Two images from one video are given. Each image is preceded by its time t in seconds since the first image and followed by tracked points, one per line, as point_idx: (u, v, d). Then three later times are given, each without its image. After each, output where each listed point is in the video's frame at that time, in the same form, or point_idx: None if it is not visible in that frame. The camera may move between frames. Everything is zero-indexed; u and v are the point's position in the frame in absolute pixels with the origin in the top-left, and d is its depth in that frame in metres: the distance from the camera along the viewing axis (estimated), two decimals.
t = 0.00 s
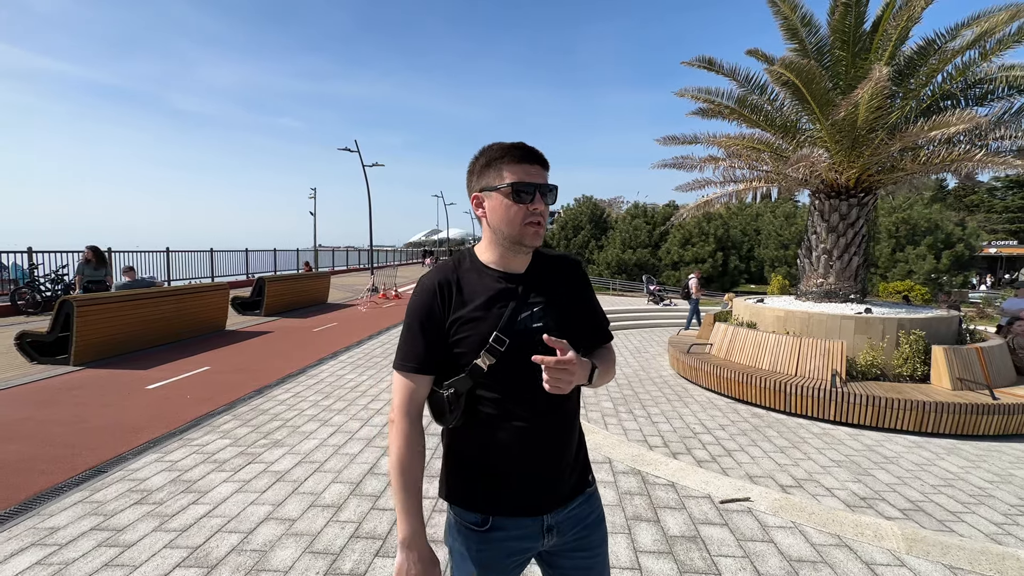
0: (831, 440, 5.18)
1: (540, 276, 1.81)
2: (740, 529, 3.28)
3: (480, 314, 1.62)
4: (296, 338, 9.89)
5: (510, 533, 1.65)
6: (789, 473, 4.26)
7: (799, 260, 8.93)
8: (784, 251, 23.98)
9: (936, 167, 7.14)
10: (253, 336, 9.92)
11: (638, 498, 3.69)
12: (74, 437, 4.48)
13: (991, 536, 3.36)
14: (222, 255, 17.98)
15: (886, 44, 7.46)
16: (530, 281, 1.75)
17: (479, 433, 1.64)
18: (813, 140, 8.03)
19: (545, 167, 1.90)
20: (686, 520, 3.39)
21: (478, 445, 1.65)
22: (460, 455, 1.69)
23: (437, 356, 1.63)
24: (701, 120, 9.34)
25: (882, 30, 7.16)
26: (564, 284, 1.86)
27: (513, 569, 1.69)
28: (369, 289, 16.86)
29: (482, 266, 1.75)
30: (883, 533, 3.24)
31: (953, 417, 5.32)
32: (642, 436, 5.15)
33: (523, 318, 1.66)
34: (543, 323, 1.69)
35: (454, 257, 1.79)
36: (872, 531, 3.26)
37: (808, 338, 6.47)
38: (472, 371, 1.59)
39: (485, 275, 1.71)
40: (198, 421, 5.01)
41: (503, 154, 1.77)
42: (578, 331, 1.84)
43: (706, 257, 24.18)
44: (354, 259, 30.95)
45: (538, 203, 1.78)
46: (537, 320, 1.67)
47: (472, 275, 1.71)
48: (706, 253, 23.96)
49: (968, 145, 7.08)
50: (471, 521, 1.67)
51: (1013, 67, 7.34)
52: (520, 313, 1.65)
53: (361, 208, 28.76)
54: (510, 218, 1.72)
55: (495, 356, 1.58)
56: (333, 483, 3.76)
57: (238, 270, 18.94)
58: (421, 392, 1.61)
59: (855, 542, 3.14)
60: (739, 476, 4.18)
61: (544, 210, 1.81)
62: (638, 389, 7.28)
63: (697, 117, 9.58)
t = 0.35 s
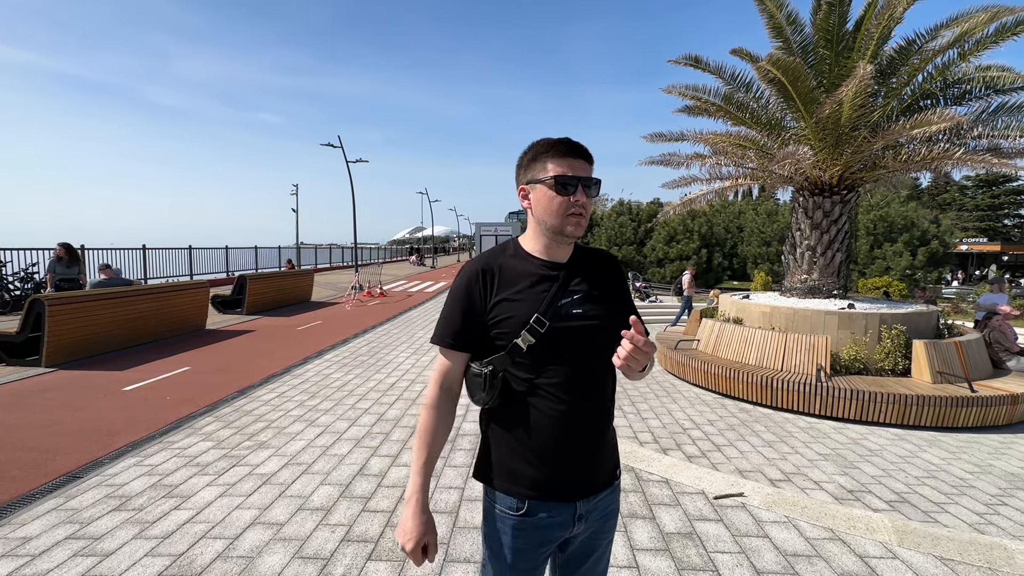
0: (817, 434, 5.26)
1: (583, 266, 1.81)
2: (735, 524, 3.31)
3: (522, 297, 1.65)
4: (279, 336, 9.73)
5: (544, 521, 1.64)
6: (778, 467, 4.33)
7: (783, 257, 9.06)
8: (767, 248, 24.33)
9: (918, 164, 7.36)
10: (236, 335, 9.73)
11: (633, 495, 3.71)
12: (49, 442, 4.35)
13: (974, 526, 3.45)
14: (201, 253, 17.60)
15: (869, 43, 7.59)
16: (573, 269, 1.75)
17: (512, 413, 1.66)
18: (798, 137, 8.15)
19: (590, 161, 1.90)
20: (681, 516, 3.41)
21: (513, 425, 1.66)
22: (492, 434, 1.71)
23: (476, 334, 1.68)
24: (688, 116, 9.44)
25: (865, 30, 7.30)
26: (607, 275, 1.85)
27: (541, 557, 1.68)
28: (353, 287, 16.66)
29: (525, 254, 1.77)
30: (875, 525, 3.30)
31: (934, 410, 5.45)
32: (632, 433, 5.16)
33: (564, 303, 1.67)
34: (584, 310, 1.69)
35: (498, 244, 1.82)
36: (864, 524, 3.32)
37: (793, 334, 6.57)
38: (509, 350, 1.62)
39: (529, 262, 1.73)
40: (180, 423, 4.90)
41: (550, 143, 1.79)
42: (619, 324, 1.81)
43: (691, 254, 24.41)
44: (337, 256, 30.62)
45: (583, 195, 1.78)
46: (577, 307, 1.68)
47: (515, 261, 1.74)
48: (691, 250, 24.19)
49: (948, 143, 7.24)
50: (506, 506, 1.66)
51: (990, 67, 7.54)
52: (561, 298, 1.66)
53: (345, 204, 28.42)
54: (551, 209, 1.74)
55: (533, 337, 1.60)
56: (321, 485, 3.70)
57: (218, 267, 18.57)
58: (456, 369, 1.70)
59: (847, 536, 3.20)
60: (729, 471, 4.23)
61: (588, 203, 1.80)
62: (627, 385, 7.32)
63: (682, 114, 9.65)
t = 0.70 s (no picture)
0: (805, 429, 5.33)
1: (606, 262, 1.79)
2: (727, 521, 3.34)
3: (546, 288, 1.63)
4: (266, 335, 9.60)
5: (553, 506, 1.64)
6: (768, 462, 4.37)
7: (771, 254, 9.15)
8: (753, 246, 24.56)
9: (902, 162, 7.49)
10: (221, 334, 9.59)
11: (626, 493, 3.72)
12: (26, 446, 4.24)
13: (960, 518, 3.52)
14: (184, 251, 17.31)
15: (855, 41, 7.68)
16: (597, 266, 1.74)
17: (529, 402, 1.66)
18: (785, 135, 8.22)
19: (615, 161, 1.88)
20: (674, 514, 3.43)
21: (529, 413, 1.66)
22: (509, 421, 1.71)
23: (498, 323, 1.66)
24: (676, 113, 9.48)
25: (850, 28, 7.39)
26: (628, 273, 1.83)
27: (549, 542, 1.67)
28: (341, 285, 16.49)
29: (550, 249, 1.75)
30: (866, 520, 3.35)
31: (920, 404, 5.55)
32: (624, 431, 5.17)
33: (586, 298, 1.66)
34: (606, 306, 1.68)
35: (522, 238, 1.81)
36: (856, 519, 3.37)
37: (781, 330, 6.63)
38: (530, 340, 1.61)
39: (554, 257, 1.71)
40: (162, 425, 4.81)
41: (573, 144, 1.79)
42: (638, 322, 1.80)
43: (678, 252, 24.58)
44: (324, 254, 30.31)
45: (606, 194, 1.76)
46: (599, 302, 1.67)
47: (541, 254, 1.72)
48: (678, 247, 24.34)
49: (931, 142, 7.35)
50: (521, 486, 1.67)
51: (972, 67, 7.66)
52: (584, 292, 1.65)
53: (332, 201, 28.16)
54: (573, 206, 1.72)
55: (555, 328, 1.59)
56: (309, 488, 3.66)
57: (202, 265, 18.28)
58: (483, 353, 1.68)
59: (838, 531, 3.24)
60: (720, 467, 4.26)
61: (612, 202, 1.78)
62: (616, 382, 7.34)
63: (670, 112, 9.69)
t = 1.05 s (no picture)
0: (794, 428, 5.35)
1: (594, 261, 1.77)
2: (716, 524, 3.33)
3: (532, 286, 1.61)
4: (253, 335, 9.50)
5: (534, 519, 1.61)
6: (757, 462, 4.38)
7: (761, 252, 9.18)
8: (743, 243, 24.67)
9: (891, 160, 7.51)
10: (207, 334, 9.47)
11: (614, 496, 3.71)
12: None
13: (948, 517, 3.55)
14: (171, 249, 17.10)
15: (844, 38, 7.71)
16: (584, 265, 1.71)
17: (513, 405, 1.63)
18: (774, 132, 8.25)
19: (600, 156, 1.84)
20: (662, 517, 3.42)
21: (513, 417, 1.63)
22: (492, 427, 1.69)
23: (482, 323, 1.64)
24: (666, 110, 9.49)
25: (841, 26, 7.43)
26: (615, 273, 1.81)
27: (531, 557, 1.65)
28: (331, 284, 16.35)
29: (536, 247, 1.72)
30: (855, 522, 3.36)
31: (908, 402, 5.59)
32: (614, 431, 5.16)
33: (572, 297, 1.63)
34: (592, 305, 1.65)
35: (507, 236, 1.77)
36: (845, 521, 3.38)
37: (771, 329, 6.65)
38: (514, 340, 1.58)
39: (540, 255, 1.68)
40: (140, 429, 4.74)
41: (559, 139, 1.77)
42: (624, 324, 1.78)
43: (670, 249, 24.65)
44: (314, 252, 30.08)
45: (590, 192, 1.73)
46: (586, 301, 1.64)
47: (526, 252, 1.70)
48: (670, 245, 24.39)
49: (920, 139, 7.40)
50: (502, 500, 1.64)
51: (960, 65, 7.72)
52: (570, 291, 1.63)
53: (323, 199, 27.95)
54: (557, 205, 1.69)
55: (540, 327, 1.57)
56: (289, 493, 3.61)
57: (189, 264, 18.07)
58: (462, 357, 1.66)
59: (828, 533, 3.24)
60: (710, 467, 4.27)
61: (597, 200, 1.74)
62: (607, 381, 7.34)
63: (661, 109, 9.70)
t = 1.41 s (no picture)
0: (786, 429, 5.34)
1: (561, 264, 1.74)
2: (705, 531, 3.31)
3: (492, 291, 1.58)
4: (242, 336, 9.44)
5: (494, 537, 1.58)
6: (749, 463, 4.37)
7: (755, 251, 9.19)
8: (738, 242, 24.75)
9: (884, 159, 7.49)
10: (197, 335, 9.41)
11: (601, 501, 3.69)
12: None
13: (941, 520, 3.55)
14: (163, 249, 17.00)
15: (838, 36, 7.70)
16: (549, 268, 1.68)
17: (472, 418, 1.61)
18: (767, 131, 8.24)
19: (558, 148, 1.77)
20: (650, 524, 3.40)
21: (472, 430, 1.60)
22: (452, 441, 1.66)
23: (440, 329, 1.62)
24: (659, 108, 9.50)
25: (833, 23, 7.42)
26: (586, 278, 1.78)
27: None
28: (324, 283, 16.28)
29: (497, 247, 1.70)
30: (846, 528, 3.35)
31: (901, 403, 5.60)
32: (605, 433, 5.13)
33: (535, 303, 1.61)
34: (556, 313, 1.62)
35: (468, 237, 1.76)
36: (836, 526, 3.37)
37: (764, 329, 6.65)
38: (471, 349, 1.55)
39: (502, 257, 1.66)
40: (121, 433, 4.69)
41: (510, 137, 1.78)
42: (593, 331, 1.75)
43: (665, 248, 24.68)
44: (309, 251, 30.01)
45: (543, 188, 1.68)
46: (549, 308, 1.61)
47: (488, 254, 1.67)
48: (665, 244, 24.43)
49: (913, 138, 7.41)
50: (461, 516, 1.61)
51: (953, 63, 7.72)
52: (533, 297, 1.60)
53: (318, 197, 27.85)
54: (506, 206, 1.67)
55: (499, 335, 1.54)
56: (268, 500, 3.57)
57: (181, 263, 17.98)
58: (418, 364, 1.64)
59: (818, 540, 3.23)
60: (701, 470, 4.25)
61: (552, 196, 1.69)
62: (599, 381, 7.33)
63: (654, 107, 9.68)
